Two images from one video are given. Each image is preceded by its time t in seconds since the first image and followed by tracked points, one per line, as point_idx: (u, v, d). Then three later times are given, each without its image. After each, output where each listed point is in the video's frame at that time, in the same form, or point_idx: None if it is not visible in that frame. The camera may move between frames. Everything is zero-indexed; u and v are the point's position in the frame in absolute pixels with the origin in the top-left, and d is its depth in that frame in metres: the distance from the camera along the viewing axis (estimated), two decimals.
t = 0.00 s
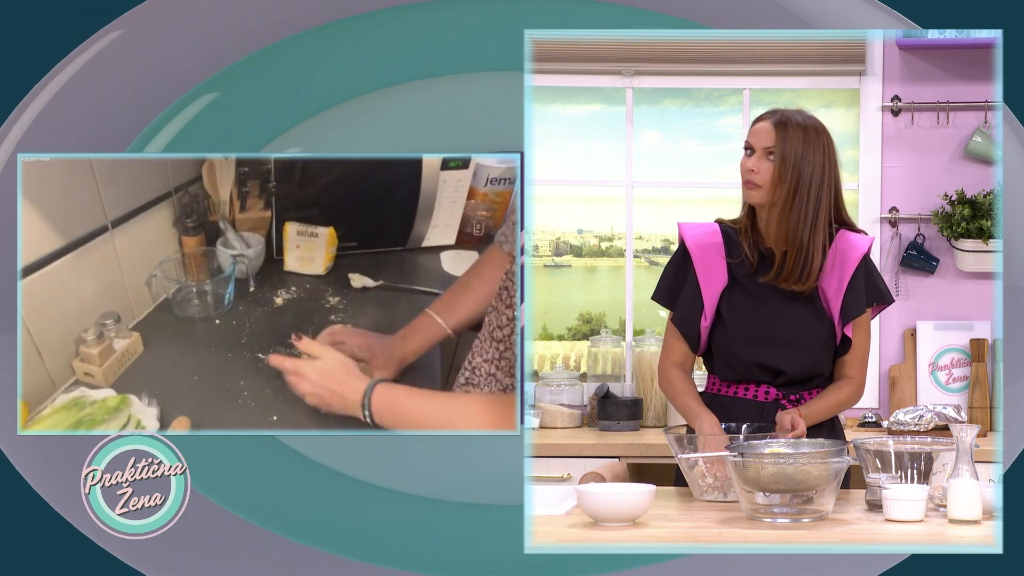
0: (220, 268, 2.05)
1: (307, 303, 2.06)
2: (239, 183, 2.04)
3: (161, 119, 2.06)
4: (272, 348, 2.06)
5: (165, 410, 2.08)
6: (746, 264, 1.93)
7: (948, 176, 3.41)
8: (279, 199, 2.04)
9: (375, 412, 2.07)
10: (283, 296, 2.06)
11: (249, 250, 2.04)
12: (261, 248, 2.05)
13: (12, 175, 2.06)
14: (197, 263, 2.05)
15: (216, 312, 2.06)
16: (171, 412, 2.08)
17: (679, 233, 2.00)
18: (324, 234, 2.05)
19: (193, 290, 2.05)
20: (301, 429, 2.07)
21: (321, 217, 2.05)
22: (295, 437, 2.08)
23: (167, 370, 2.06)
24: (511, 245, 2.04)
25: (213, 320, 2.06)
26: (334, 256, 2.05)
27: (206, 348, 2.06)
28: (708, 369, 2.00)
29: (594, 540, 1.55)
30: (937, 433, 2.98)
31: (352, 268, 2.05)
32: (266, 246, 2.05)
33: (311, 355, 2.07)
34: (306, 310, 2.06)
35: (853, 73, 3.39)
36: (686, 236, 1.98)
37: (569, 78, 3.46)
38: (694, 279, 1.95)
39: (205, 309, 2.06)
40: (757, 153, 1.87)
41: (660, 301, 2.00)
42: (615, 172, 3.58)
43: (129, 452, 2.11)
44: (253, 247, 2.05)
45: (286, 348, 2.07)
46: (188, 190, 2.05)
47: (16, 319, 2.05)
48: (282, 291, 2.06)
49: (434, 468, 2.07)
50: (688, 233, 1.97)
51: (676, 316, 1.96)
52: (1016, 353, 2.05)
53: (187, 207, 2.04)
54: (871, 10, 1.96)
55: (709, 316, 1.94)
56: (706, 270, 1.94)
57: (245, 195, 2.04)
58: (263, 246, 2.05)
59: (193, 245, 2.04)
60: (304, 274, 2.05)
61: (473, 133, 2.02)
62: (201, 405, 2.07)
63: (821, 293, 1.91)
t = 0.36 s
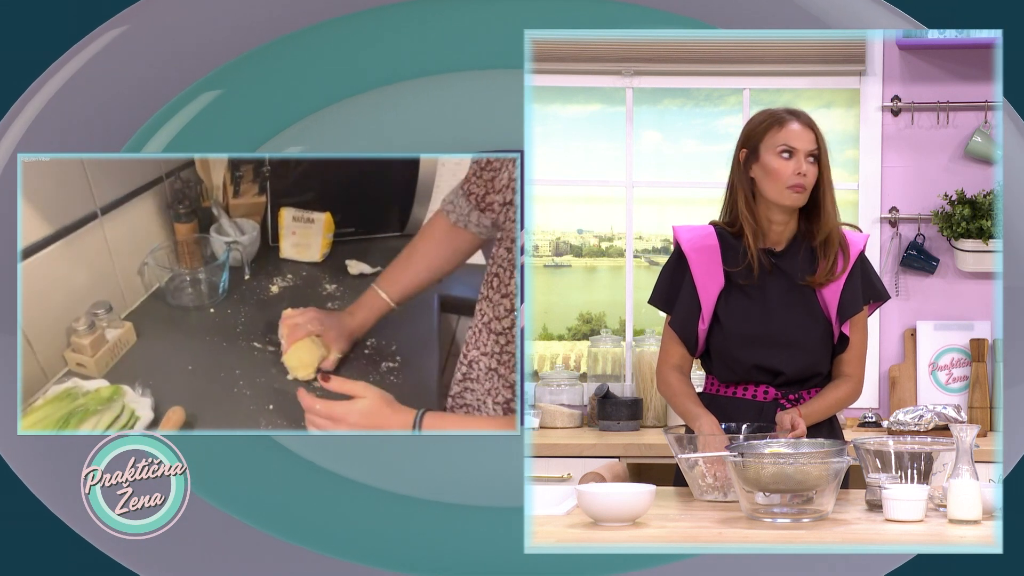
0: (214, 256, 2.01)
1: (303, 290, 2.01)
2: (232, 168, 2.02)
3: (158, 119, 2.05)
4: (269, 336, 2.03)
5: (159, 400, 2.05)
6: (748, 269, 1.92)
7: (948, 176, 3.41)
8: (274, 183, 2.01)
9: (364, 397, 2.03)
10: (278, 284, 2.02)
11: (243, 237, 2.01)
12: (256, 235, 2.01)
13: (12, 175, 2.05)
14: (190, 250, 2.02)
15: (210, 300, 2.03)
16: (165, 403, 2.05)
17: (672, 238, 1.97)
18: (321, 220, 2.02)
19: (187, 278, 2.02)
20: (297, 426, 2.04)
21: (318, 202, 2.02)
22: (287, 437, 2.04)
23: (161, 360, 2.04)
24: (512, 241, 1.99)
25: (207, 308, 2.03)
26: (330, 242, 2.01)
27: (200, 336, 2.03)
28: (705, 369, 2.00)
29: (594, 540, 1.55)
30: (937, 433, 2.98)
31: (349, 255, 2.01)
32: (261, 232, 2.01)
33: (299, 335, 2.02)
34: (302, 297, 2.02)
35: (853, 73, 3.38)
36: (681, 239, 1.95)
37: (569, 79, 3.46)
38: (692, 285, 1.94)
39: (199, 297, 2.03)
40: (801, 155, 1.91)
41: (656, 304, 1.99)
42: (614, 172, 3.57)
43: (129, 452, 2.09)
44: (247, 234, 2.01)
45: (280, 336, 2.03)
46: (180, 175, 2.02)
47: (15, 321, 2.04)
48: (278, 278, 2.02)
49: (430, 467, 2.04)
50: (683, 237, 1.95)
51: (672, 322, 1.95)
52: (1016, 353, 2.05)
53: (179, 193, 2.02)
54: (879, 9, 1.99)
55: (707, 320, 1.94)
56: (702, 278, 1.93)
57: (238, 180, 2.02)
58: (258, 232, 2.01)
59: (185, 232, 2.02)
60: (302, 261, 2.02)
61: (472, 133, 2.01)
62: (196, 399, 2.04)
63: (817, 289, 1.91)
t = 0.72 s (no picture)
0: (206, 241, 2.00)
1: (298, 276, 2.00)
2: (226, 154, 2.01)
3: (157, 118, 2.05)
4: (264, 323, 2.01)
5: (150, 386, 2.03)
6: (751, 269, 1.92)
7: (948, 176, 3.41)
8: (269, 167, 1.99)
9: (358, 384, 2.00)
10: (272, 270, 2.00)
11: (237, 222, 1.99)
12: (249, 220, 1.99)
13: (13, 175, 2.05)
14: (182, 235, 2.01)
15: (203, 287, 2.02)
16: (156, 389, 2.03)
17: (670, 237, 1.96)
18: (315, 205, 1.99)
19: (179, 263, 2.01)
20: (294, 421, 2.02)
21: (312, 186, 1.99)
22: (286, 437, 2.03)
23: (152, 345, 2.02)
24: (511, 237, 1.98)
25: (200, 294, 2.02)
26: (324, 228, 1.99)
27: (192, 321, 2.02)
28: (704, 370, 2.00)
29: (594, 539, 1.55)
30: (937, 433, 2.98)
31: (344, 240, 1.99)
32: (254, 217, 2.00)
33: (295, 321, 2.01)
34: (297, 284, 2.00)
35: (854, 73, 3.39)
36: (680, 240, 1.95)
37: (568, 78, 3.46)
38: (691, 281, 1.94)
39: (191, 283, 2.02)
40: (814, 159, 1.89)
41: (656, 304, 1.98)
42: (615, 172, 3.58)
43: (128, 451, 2.08)
44: (241, 219, 1.99)
45: (276, 323, 2.01)
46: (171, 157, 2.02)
47: (15, 323, 2.05)
48: (273, 264, 2.00)
49: (429, 467, 2.02)
50: (683, 238, 1.95)
51: (672, 323, 1.94)
52: (1016, 353, 2.05)
53: (171, 175, 2.01)
54: (884, 8, 2.00)
55: (707, 320, 1.94)
56: (702, 277, 1.93)
57: (232, 165, 2.00)
58: (252, 217, 1.99)
59: (177, 216, 2.01)
60: (296, 247, 1.99)
61: (472, 133, 2.01)
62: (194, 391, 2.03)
63: (814, 286, 1.91)
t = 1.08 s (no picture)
0: (212, 242, 2.01)
1: (304, 278, 2.02)
2: (231, 156, 2.01)
3: (155, 118, 2.04)
4: (268, 325, 2.03)
5: (156, 389, 2.04)
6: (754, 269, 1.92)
7: (948, 176, 3.41)
8: (273, 169, 2.00)
9: (366, 380, 2.02)
10: (278, 271, 2.02)
11: (242, 224, 2.00)
12: (255, 221, 2.01)
13: (12, 175, 2.04)
14: (189, 237, 2.01)
15: (208, 289, 2.03)
16: (162, 392, 2.04)
17: (670, 238, 1.96)
18: (321, 206, 2.01)
19: (185, 264, 2.01)
20: (299, 423, 2.03)
21: (317, 187, 2.00)
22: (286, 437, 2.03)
23: (157, 348, 2.04)
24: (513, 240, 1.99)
25: (206, 296, 2.03)
26: (330, 229, 2.02)
27: (198, 323, 2.03)
28: (705, 372, 2.00)
29: (595, 540, 1.54)
30: (937, 433, 2.98)
31: (349, 241, 2.01)
32: (260, 218, 2.01)
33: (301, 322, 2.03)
34: (302, 285, 2.02)
35: (854, 73, 3.38)
36: (679, 241, 1.95)
37: (569, 79, 3.46)
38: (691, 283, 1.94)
39: (197, 285, 2.03)
40: (819, 160, 1.87)
41: (655, 306, 1.98)
42: (615, 172, 3.58)
43: (128, 453, 2.08)
44: (246, 220, 2.01)
45: (281, 325, 2.03)
46: (177, 160, 2.02)
47: (15, 321, 2.04)
48: (279, 266, 2.02)
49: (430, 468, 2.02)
50: (682, 240, 1.95)
51: (671, 325, 1.94)
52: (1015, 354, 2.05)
53: (177, 177, 2.02)
54: (887, 7, 1.99)
55: (707, 321, 1.93)
56: (701, 280, 1.93)
57: (237, 167, 2.01)
58: (258, 219, 2.01)
59: (184, 218, 2.02)
60: (302, 248, 2.02)
61: (472, 133, 2.00)
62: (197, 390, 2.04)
63: (814, 285, 1.91)
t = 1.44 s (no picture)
0: (214, 245, 2.01)
1: (304, 279, 2.01)
2: (231, 157, 2.01)
3: (155, 119, 2.05)
4: (269, 326, 2.02)
5: (158, 392, 2.04)
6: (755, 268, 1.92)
7: (949, 176, 3.41)
8: (274, 169, 1.99)
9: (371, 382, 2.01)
10: (280, 273, 2.01)
11: (243, 226, 2.00)
12: (256, 224, 2.00)
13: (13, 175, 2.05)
14: (190, 240, 2.01)
15: (210, 292, 2.02)
16: (164, 394, 2.04)
17: (671, 238, 1.96)
18: (321, 208, 2.00)
19: (186, 267, 2.01)
20: (300, 425, 2.02)
21: (318, 189, 1.99)
22: (285, 437, 2.03)
23: (158, 350, 2.03)
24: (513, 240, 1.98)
25: (207, 299, 2.02)
26: (331, 231, 2.00)
27: (199, 326, 2.03)
28: (705, 371, 2.00)
29: (595, 539, 1.55)
30: (938, 433, 2.98)
31: (350, 242, 2.00)
32: (261, 221, 2.00)
33: (300, 323, 2.02)
34: (303, 286, 2.01)
35: (854, 73, 3.39)
36: (680, 241, 1.95)
37: (569, 78, 3.46)
38: (693, 286, 1.94)
39: (198, 288, 2.02)
40: (820, 160, 1.88)
41: (655, 305, 1.98)
42: (615, 172, 3.57)
43: (129, 452, 2.08)
44: (247, 223, 2.00)
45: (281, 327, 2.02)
46: (178, 163, 2.01)
47: (15, 321, 2.04)
48: (280, 268, 2.01)
49: (430, 468, 2.01)
50: (683, 238, 1.95)
51: (673, 324, 1.95)
52: (1016, 353, 2.05)
53: (178, 180, 2.01)
54: (886, 7, 1.99)
55: (707, 321, 1.94)
56: (701, 280, 1.93)
57: (237, 169, 2.00)
58: (258, 221, 2.00)
59: (185, 221, 2.01)
60: (303, 250, 2.01)
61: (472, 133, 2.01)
62: (199, 393, 2.03)
63: (814, 285, 1.91)
